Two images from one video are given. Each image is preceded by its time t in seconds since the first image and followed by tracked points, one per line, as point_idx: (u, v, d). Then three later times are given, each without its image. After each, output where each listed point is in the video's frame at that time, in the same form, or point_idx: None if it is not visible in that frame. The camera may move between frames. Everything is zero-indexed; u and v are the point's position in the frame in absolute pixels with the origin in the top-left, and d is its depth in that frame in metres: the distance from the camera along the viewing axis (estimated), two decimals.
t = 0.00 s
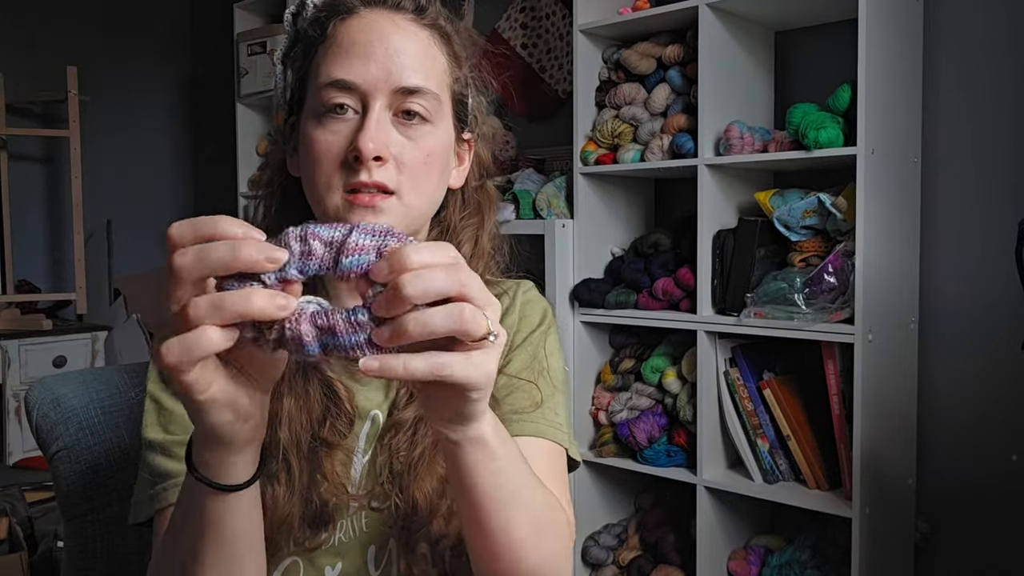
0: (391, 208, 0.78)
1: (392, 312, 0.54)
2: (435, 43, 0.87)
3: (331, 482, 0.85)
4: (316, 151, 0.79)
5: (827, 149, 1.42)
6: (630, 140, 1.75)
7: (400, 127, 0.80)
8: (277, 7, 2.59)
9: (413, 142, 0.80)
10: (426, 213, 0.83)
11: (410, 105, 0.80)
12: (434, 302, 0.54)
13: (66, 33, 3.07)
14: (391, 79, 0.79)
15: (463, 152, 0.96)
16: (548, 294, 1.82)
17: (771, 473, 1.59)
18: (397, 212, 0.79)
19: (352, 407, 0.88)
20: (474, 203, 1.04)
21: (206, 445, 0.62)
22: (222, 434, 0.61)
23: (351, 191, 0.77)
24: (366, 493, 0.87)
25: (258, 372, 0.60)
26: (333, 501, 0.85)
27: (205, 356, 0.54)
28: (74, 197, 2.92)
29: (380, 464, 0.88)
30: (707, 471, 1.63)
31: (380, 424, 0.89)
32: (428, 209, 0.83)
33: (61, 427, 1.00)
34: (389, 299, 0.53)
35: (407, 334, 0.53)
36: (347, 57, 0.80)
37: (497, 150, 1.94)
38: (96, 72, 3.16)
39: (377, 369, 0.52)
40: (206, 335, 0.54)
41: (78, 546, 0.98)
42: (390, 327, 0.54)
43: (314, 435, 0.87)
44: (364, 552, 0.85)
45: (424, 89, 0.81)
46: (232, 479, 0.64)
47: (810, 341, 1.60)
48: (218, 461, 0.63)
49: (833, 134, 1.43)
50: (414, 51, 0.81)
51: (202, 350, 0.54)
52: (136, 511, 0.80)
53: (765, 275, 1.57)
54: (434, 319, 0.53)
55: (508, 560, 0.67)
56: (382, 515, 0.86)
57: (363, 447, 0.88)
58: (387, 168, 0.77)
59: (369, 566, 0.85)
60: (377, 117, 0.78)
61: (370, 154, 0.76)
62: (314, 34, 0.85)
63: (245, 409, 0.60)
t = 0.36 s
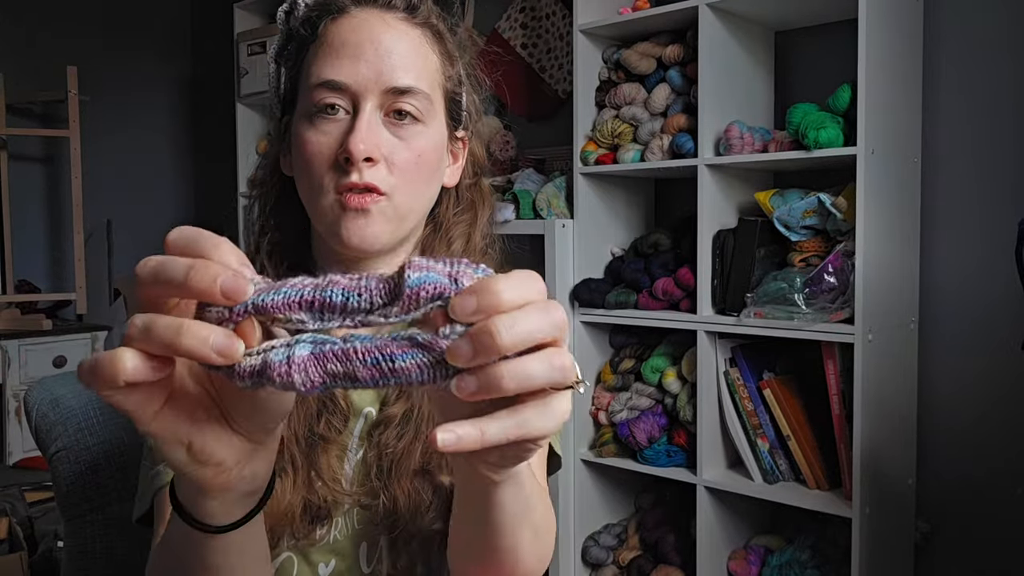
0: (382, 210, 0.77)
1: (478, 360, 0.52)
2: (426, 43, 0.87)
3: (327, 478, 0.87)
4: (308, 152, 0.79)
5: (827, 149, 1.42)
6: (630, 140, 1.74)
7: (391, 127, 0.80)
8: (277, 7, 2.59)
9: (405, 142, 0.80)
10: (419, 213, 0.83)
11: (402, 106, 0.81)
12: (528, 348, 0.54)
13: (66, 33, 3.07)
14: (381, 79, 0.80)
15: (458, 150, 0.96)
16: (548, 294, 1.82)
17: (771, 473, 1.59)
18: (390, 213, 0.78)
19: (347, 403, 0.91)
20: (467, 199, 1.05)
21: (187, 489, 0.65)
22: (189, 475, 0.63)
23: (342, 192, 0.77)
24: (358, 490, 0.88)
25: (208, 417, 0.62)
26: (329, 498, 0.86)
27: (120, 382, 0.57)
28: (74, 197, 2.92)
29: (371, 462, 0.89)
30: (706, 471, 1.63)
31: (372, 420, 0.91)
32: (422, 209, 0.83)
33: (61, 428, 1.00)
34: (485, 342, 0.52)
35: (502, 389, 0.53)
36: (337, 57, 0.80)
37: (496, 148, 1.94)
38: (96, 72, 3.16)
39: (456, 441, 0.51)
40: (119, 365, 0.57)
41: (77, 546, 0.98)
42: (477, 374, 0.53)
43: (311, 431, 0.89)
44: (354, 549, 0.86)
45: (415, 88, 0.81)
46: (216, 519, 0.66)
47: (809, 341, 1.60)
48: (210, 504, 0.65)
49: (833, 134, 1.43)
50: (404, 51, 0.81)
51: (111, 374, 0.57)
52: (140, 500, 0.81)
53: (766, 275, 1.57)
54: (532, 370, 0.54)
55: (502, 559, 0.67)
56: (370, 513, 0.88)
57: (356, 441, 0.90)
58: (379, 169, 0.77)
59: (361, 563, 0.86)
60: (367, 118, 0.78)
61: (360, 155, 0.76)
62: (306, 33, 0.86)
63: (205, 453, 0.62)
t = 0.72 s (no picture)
0: (382, 209, 0.79)
1: (415, 383, 0.51)
2: (421, 41, 0.87)
3: (325, 481, 0.84)
4: (304, 151, 0.79)
5: (827, 149, 1.42)
6: (630, 140, 1.75)
7: (388, 126, 0.80)
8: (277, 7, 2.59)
9: (402, 140, 0.80)
10: (418, 211, 0.84)
11: (398, 104, 0.80)
12: (474, 363, 0.52)
13: (67, 34, 3.07)
14: (377, 78, 0.79)
15: (456, 147, 0.96)
16: (548, 294, 1.82)
17: (771, 473, 1.59)
18: (389, 212, 0.79)
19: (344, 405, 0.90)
20: (466, 197, 1.05)
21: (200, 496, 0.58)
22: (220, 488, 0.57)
23: (341, 193, 0.78)
24: (358, 492, 0.88)
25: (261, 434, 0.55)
26: (329, 502, 0.85)
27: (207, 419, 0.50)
28: (75, 197, 2.92)
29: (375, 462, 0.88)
30: (706, 471, 1.63)
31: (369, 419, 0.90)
32: (420, 207, 0.84)
33: (61, 427, 1.00)
34: (422, 361, 0.50)
35: (442, 407, 0.51)
36: (332, 56, 0.79)
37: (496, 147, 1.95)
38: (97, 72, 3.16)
39: (403, 455, 0.49)
40: (206, 399, 0.49)
41: (77, 546, 0.98)
42: (421, 391, 0.52)
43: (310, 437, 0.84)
44: (356, 548, 0.88)
45: (411, 87, 0.80)
46: (221, 523, 0.60)
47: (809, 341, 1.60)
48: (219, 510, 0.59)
49: (833, 134, 1.43)
50: (399, 48, 0.80)
51: (199, 412, 0.49)
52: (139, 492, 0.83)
53: (765, 275, 1.57)
54: (477, 386, 0.52)
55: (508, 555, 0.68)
56: (371, 513, 0.88)
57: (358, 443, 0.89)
58: (376, 169, 0.78)
59: (362, 562, 0.88)
60: (364, 118, 0.78)
61: (357, 156, 0.76)
62: (301, 32, 0.86)
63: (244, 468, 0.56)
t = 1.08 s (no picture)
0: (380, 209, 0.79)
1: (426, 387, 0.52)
2: (420, 41, 0.87)
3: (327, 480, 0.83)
4: (304, 152, 0.79)
5: (827, 149, 1.42)
6: (630, 140, 1.74)
7: (387, 126, 0.80)
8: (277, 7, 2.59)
9: (400, 140, 0.80)
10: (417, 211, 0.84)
11: (398, 104, 0.80)
12: (472, 435, 0.51)
13: (67, 34, 3.07)
14: (376, 78, 0.79)
15: (455, 147, 0.96)
16: (548, 294, 1.82)
17: (771, 473, 1.59)
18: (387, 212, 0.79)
19: (348, 404, 0.89)
20: (466, 198, 1.05)
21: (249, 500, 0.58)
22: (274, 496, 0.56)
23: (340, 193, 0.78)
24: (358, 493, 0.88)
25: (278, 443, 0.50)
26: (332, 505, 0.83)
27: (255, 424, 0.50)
28: (75, 197, 2.92)
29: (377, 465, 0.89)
30: (707, 471, 1.63)
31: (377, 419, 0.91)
32: (420, 207, 0.84)
33: (61, 428, 1.00)
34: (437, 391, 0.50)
35: (416, 448, 0.51)
36: (331, 57, 0.80)
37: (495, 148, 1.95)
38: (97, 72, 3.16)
39: (364, 459, 0.51)
40: (285, 407, 0.49)
41: (77, 546, 0.98)
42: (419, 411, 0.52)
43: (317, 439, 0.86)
44: (357, 549, 0.88)
45: (410, 86, 0.80)
46: (281, 523, 0.60)
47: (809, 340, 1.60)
48: (274, 514, 0.59)
49: (833, 134, 1.43)
50: (397, 48, 0.81)
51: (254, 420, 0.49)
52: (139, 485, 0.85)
53: (765, 275, 1.57)
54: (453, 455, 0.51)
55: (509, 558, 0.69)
56: (372, 514, 0.89)
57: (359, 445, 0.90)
58: (375, 169, 0.78)
59: (362, 563, 0.88)
60: (363, 117, 0.78)
61: (356, 156, 0.76)
62: (300, 33, 0.86)
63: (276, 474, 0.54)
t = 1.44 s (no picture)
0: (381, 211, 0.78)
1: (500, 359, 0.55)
2: (421, 40, 0.85)
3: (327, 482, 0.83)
4: (305, 152, 0.79)
5: (828, 149, 1.42)
6: (630, 140, 1.73)
7: (388, 126, 0.79)
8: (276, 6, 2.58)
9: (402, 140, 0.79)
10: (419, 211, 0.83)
11: (400, 104, 0.79)
12: (547, 398, 0.55)
13: (65, 33, 3.06)
14: (377, 77, 0.77)
15: (458, 146, 0.95)
16: (548, 294, 1.81)
17: (772, 474, 1.58)
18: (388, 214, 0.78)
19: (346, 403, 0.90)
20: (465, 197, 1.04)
21: (282, 512, 0.60)
22: (299, 506, 0.58)
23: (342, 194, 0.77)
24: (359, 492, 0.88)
25: (294, 410, 0.51)
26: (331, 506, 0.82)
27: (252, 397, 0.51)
28: (74, 196, 2.92)
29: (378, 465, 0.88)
30: (707, 471, 1.63)
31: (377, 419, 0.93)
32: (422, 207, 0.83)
33: (59, 428, 0.99)
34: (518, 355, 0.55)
35: (495, 407, 0.54)
36: (332, 56, 0.79)
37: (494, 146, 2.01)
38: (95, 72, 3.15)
39: (450, 413, 0.53)
40: (306, 377, 0.51)
41: (77, 547, 0.97)
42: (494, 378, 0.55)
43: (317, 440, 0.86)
44: (358, 550, 0.87)
45: (411, 86, 0.79)
46: (315, 539, 0.62)
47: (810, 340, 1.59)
48: (308, 531, 0.61)
49: (834, 133, 1.42)
50: (398, 47, 0.80)
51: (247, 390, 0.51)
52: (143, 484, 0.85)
53: (766, 275, 1.56)
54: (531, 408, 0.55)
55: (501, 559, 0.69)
56: (372, 514, 0.88)
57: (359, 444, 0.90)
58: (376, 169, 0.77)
59: (363, 563, 0.87)
60: (365, 117, 0.77)
61: (358, 156, 0.75)
62: (301, 33, 0.86)
63: (291, 470, 0.55)
